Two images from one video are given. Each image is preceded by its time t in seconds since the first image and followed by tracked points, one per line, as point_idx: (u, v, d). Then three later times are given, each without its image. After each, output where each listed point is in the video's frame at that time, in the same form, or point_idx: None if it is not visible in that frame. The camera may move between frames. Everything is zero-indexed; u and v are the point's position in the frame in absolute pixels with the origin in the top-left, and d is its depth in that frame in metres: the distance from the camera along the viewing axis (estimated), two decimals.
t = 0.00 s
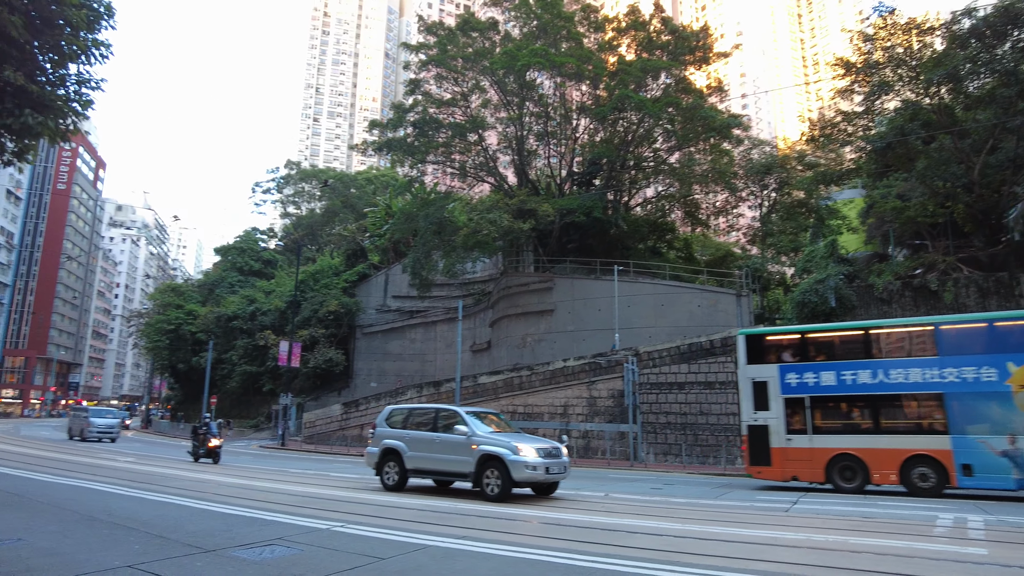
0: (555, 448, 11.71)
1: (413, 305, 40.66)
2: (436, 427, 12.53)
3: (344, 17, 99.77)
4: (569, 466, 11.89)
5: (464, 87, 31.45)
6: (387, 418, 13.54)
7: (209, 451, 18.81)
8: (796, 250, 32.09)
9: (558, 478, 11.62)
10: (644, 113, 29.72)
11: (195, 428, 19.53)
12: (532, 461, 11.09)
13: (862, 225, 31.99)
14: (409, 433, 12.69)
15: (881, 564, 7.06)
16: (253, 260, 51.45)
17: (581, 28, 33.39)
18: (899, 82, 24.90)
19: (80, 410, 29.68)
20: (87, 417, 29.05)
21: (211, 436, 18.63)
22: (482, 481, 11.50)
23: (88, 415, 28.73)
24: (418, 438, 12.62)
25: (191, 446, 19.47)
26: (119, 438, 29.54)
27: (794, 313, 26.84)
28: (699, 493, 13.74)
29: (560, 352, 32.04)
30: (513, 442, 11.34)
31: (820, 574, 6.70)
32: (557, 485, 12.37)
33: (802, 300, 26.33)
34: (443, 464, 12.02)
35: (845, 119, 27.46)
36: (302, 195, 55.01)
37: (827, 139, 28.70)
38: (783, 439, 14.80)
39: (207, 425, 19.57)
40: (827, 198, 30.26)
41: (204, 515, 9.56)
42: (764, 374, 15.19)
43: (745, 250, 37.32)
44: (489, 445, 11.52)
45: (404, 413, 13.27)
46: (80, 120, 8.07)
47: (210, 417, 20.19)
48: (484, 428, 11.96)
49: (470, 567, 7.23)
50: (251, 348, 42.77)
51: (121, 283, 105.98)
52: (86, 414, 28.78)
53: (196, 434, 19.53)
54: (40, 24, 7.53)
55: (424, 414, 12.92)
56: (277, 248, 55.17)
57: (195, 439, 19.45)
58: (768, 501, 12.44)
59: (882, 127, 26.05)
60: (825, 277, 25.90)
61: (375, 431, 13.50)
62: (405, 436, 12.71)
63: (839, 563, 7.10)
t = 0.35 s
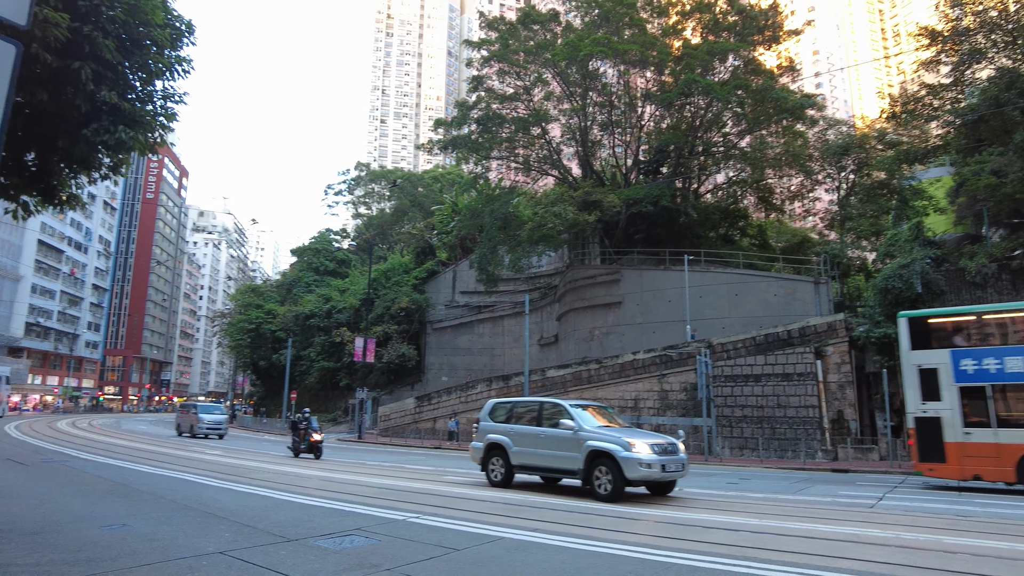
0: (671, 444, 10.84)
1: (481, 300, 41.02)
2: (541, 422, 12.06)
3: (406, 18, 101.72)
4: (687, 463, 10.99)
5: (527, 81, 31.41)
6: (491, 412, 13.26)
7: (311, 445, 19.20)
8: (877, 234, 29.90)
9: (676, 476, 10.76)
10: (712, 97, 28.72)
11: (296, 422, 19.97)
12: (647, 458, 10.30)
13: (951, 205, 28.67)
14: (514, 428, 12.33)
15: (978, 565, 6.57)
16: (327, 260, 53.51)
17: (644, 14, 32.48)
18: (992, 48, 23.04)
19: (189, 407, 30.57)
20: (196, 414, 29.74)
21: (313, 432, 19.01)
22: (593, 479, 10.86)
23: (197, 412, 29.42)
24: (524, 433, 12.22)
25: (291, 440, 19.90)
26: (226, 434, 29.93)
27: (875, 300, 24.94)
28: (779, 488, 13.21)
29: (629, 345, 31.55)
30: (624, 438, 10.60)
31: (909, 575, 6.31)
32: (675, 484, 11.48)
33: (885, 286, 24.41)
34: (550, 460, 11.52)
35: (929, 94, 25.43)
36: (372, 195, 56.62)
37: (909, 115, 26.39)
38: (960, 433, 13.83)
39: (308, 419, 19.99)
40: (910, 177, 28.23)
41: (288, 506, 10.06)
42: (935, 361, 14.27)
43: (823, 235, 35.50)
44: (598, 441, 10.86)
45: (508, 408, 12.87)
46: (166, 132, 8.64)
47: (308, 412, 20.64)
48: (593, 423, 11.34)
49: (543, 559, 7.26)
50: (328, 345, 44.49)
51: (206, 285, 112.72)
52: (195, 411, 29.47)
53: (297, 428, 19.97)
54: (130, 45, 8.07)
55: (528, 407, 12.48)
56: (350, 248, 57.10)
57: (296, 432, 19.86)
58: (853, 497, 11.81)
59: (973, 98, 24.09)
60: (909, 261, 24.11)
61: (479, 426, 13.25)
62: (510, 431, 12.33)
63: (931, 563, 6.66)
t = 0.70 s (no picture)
0: (785, 443, 9.78)
1: (536, 295, 41.02)
2: (637, 419, 11.24)
3: (457, 16, 102.54)
4: (804, 464, 9.87)
5: (579, 73, 31.15)
6: (583, 408, 12.55)
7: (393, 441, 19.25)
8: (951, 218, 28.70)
9: (792, 478, 9.67)
10: (771, 82, 27.68)
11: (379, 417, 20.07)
12: (759, 459, 9.26)
13: None
14: (608, 424, 11.57)
15: None
16: (386, 259, 54.79)
17: None
18: None
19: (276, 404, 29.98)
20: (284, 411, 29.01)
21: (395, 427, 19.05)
22: (697, 480, 9.93)
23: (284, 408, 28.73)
24: (618, 429, 11.43)
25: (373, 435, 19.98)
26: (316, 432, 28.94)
27: (950, 288, 23.42)
28: (848, 484, 12.69)
29: (688, 339, 30.87)
30: (732, 437, 9.63)
31: None
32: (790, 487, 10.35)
33: (961, 273, 22.47)
34: (648, 460, 10.70)
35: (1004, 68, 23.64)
36: (427, 194, 57.49)
37: (984, 90, 24.49)
38: None
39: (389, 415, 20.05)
40: (988, 157, 26.44)
41: (354, 498, 10.40)
42: None
43: (891, 221, 33.75)
44: (702, 439, 9.92)
45: (602, 402, 12.11)
46: (232, 139, 8.88)
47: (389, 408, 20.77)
48: (695, 420, 10.42)
49: (602, 554, 7.24)
50: (388, 341, 45.55)
51: (272, 285, 117.49)
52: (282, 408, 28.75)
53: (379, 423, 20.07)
54: (196, 57, 8.18)
55: (623, 402, 11.70)
56: (407, 246, 58.24)
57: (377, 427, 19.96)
58: (928, 493, 11.22)
59: None
60: (988, 245, 21.72)
61: (570, 421, 12.54)
62: (604, 427, 11.58)
63: (1015, 565, 6.26)
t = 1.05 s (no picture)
0: (909, 441, 8.35)
1: (579, 290, 40.83)
2: (731, 416, 10.20)
3: (497, 12, 102.66)
4: (935, 467, 8.39)
5: (620, 65, 30.81)
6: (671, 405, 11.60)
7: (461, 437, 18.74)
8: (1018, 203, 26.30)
9: (919, 483, 8.24)
10: (819, 67, 26.73)
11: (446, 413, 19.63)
12: (875, 460, 7.96)
13: None
14: (699, 422, 10.59)
15: None
16: (430, 257, 55.46)
17: None
18: None
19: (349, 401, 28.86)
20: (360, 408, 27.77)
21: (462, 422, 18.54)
22: (802, 485, 8.72)
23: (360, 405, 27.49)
24: (710, 428, 10.42)
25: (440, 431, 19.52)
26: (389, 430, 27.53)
27: (1016, 275, 21.51)
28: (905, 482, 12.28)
29: (736, 333, 30.19)
30: (843, 434, 8.38)
31: None
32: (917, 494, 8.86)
33: None
34: (745, 462, 9.62)
35: None
36: (470, 192, 57.79)
37: None
38: None
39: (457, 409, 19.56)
40: None
41: (402, 493, 10.60)
42: None
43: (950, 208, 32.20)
44: (806, 438, 8.73)
45: (692, 398, 11.14)
46: (280, 142, 9.07)
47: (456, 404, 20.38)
48: (798, 417, 9.24)
49: (650, 551, 7.16)
50: (433, 338, 46.12)
51: (320, 284, 120.52)
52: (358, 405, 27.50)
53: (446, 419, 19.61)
54: (245, 63, 8.29)
55: (716, 397, 10.68)
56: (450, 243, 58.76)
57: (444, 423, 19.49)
58: (992, 492, 10.73)
59: None
60: None
61: (658, 420, 11.65)
62: (694, 425, 10.62)
63: None
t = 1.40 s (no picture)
0: None
1: (613, 285, 40.60)
2: (830, 414, 8.97)
3: (527, 8, 102.48)
4: None
5: (652, 57, 30.47)
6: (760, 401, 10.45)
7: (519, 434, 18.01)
8: None
9: None
10: (858, 54, 25.97)
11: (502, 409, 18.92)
12: (1011, 472, 6.56)
13: None
14: (792, 420, 9.43)
15: None
16: (462, 254, 55.78)
17: None
18: None
19: (410, 396, 27.10)
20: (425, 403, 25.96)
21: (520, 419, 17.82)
22: (916, 496, 7.42)
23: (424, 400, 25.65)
24: (802, 426, 9.25)
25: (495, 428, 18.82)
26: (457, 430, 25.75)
27: None
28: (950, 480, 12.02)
29: (774, 328, 29.57)
30: (968, 438, 7.03)
31: None
32: None
33: None
34: (845, 466, 8.41)
35: None
36: (502, 188, 57.87)
37: None
38: None
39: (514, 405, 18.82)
40: None
41: (439, 488, 10.74)
42: None
43: (999, 197, 31.02)
44: (919, 442, 7.42)
45: (785, 392, 9.97)
46: (316, 143, 9.16)
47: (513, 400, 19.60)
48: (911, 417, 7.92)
49: (686, 547, 7.11)
50: (467, 334, 46.38)
51: (356, 282, 122.47)
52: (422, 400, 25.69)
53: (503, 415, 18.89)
54: (280, 65, 8.37)
55: (810, 392, 9.49)
56: (483, 240, 59.01)
57: (501, 419, 18.79)
58: None
59: None
60: None
61: (746, 416, 10.54)
62: (785, 423, 9.49)
63: None
